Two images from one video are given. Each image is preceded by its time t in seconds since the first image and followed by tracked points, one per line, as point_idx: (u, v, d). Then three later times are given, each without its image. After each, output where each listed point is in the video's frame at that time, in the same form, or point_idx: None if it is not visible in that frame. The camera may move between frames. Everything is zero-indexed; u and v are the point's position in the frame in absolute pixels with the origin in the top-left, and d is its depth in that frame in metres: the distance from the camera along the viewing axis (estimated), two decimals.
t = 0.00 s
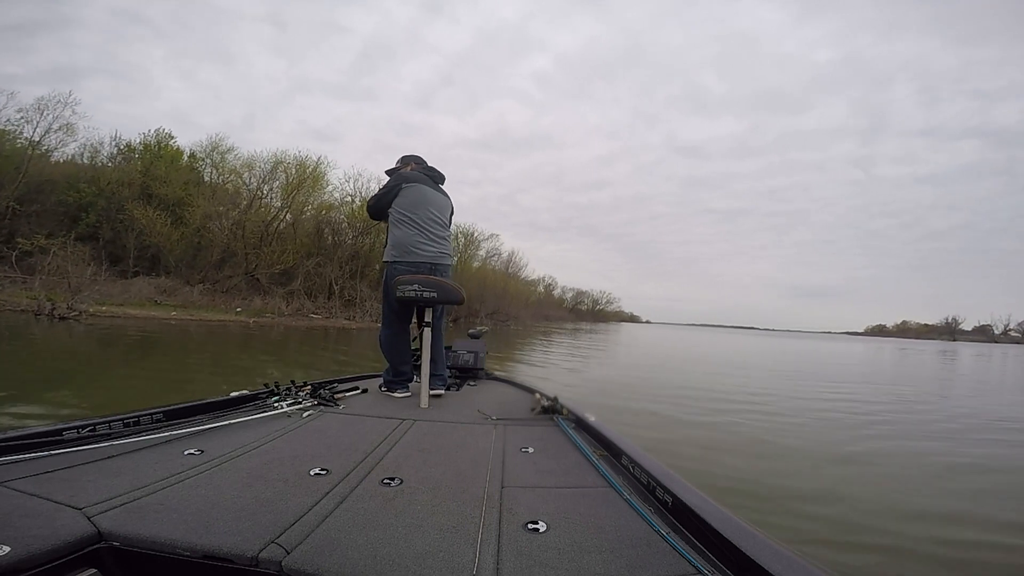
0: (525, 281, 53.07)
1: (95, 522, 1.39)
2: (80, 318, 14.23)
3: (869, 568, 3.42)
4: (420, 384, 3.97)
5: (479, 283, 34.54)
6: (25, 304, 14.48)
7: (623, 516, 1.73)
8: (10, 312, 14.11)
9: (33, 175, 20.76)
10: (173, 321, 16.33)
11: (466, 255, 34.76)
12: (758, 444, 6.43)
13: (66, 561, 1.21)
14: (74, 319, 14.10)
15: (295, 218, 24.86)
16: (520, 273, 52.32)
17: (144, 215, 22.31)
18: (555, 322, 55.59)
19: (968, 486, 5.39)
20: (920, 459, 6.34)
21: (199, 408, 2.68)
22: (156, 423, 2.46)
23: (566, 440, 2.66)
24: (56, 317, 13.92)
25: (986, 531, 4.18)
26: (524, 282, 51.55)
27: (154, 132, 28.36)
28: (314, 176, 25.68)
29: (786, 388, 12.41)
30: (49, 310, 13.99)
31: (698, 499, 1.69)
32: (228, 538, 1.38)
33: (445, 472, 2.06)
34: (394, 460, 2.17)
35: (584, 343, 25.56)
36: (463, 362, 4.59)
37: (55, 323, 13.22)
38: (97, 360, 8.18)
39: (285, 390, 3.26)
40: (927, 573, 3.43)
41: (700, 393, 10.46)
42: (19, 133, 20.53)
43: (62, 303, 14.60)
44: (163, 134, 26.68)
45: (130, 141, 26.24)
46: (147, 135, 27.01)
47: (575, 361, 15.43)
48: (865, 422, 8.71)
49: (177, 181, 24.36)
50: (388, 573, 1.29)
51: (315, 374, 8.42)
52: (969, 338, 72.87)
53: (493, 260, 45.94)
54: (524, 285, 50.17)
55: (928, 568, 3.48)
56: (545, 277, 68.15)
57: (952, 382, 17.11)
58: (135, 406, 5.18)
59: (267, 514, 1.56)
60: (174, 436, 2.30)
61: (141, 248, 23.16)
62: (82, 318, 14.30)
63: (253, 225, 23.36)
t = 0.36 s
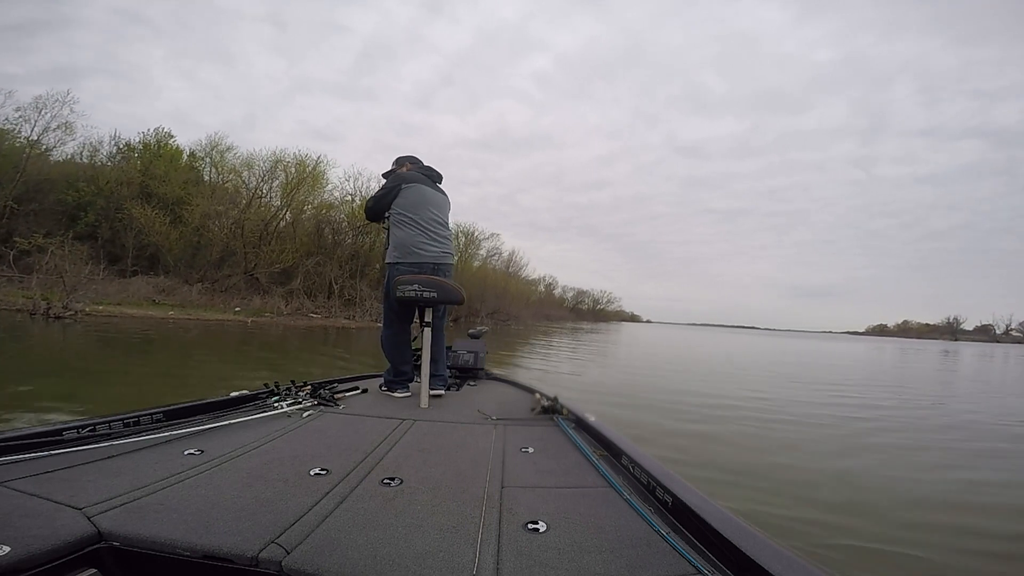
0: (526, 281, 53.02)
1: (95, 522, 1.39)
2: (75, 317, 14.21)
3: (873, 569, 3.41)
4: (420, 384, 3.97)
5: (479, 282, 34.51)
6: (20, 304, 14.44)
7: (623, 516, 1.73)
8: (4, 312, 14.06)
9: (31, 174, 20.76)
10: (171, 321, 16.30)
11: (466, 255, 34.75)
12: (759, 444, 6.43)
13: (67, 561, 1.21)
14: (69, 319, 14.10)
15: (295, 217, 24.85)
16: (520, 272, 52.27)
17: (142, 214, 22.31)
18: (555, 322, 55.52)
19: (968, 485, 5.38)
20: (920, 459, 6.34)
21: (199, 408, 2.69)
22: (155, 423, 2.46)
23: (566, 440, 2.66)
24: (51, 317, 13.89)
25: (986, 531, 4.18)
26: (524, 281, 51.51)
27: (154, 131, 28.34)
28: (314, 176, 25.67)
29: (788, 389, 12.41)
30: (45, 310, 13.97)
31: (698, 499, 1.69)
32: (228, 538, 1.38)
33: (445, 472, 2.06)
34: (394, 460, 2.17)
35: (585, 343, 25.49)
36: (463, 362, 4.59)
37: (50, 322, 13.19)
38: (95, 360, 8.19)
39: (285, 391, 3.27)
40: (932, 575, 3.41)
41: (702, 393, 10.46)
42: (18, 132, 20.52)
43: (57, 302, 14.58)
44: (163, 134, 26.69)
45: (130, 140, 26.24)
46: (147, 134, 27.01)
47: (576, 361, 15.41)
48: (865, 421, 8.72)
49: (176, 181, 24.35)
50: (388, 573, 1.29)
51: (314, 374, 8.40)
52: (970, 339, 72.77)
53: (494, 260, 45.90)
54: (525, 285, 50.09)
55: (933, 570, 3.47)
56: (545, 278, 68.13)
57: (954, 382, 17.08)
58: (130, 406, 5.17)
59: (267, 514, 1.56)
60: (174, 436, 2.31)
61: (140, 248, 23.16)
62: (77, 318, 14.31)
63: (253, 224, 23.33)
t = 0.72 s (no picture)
0: (526, 280, 53.01)
1: (95, 522, 1.39)
2: (71, 318, 14.22)
3: (876, 570, 3.40)
4: (420, 384, 3.97)
5: (480, 282, 34.49)
6: (17, 305, 14.45)
7: (623, 516, 1.73)
8: None
9: (30, 175, 20.80)
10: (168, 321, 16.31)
11: (466, 255, 34.77)
12: (760, 445, 6.43)
13: (66, 561, 1.21)
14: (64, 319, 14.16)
15: (294, 217, 24.84)
16: (521, 272, 52.25)
17: (141, 214, 22.33)
18: (556, 322, 55.48)
19: (968, 485, 5.37)
20: (922, 459, 6.33)
21: (199, 408, 2.69)
22: (156, 423, 2.46)
23: (566, 440, 2.66)
24: (48, 317, 13.92)
25: (987, 531, 4.17)
26: (525, 281, 51.51)
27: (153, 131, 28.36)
28: (314, 175, 25.67)
29: (789, 388, 12.39)
30: (41, 311, 14.00)
31: (697, 499, 1.69)
32: (228, 538, 1.38)
33: (445, 472, 2.07)
34: (394, 460, 2.17)
35: (586, 343, 25.46)
36: (463, 362, 4.59)
37: (46, 323, 13.19)
38: (94, 360, 8.23)
39: (285, 390, 3.27)
40: None
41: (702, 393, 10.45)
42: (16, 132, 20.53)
43: (53, 303, 14.64)
44: (162, 133, 26.72)
45: (129, 140, 26.28)
46: (146, 134, 27.03)
47: (576, 361, 15.42)
48: (867, 421, 8.69)
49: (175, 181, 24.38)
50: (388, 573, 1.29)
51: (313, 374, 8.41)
52: (972, 339, 72.62)
53: (494, 260, 45.88)
54: (525, 285, 50.06)
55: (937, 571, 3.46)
56: (546, 278, 68.09)
57: (956, 382, 17.02)
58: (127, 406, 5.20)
59: (267, 514, 1.56)
60: (174, 436, 2.31)
61: (139, 248, 23.20)
62: (73, 318, 14.33)
63: (252, 224, 23.33)
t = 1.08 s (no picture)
0: (527, 280, 53.00)
1: (95, 522, 1.39)
2: (67, 318, 14.19)
3: (878, 571, 3.40)
4: (420, 384, 3.97)
5: (480, 282, 34.47)
6: (13, 305, 14.41)
7: (623, 516, 1.73)
8: None
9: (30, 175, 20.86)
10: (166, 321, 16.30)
11: (466, 255, 34.79)
12: (761, 445, 6.43)
13: (66, 561, 1.21)
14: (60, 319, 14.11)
15: (294, 217, 24.85)
16: (522, 272, 52.25)
17: (140, 214, 22.37)
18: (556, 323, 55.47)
19: (968, 486, 5.37)
20: (922, 460, 6.33)
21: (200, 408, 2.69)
22: (156, 423, 2.46)
23: (567, 440, 2.66)
24: (43, 317, 13.90)
25: (986, 532, 4.17)
26: (526, 281, 51.51)
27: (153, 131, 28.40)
28: (314, 175, 25.68)
29: (789, 389, 12.39)
30: (36, 311, 13.98)
31: (698, 499, 1.68)
32: (227, 538, 1.38)
33: (445, 472, 2.06)
34: (394, 460, 2.17)
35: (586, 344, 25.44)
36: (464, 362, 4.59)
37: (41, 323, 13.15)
38: (92, 360, 8.27)
39: (285, 391, 3.27)
40: None
41: (703, 394, 10.44)
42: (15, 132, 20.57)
43: (48, 303, 14.60)
44: (162, 133, 26.76)
45: (130, 140, 26.33)
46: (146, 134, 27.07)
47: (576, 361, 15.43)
48: (868, 422, 8.69)
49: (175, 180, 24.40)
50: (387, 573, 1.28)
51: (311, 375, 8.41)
52: (973, 339, 72.51)
53: (495, 260, 45.86)
54: (526, 285, 50.05)
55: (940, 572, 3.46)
56: (546, 278, 68.11)
57: (957, 382, 17.00)
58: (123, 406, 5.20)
59: (267, 514, 1.56)
60: (174, 436, 2.31)
61: (138, 248, 23.24)
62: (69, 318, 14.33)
63: (251, 224, 23.32)
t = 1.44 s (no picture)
0: (528, 280, 52.95)
1: (94, 522, 1.39)
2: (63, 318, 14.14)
3: (877, 570, 3.40)
4: (420, 384, 3.97)
5: (481, 282, 34.43)
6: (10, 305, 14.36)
7: (623, 516, 1.73)
8: None
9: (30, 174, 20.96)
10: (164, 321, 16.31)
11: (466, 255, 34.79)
12: (762, 445, 6.42)
13: (66, 561, 1.21)
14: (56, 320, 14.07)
15: (294, 216, 24.86)
16: (523, 272, 52.21)
17: (139, 214, 22.41)
18: (557, 323, 55.43)
19: (970, 486, 5.36)
20: (925, 460, 6.31)
21: (200, 408, 2.69)
22: (156, 422, 2.46)
23: (567, 440, 2.66)
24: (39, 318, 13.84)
25: (988, 532, 4.16)
26: (527, 281, 51.46)
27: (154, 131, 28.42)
28: (314, 175, 25.68)
29: (790, 389, 12.35)
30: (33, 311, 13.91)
31: (699, 500, 1.68)
32: (226, 538, 1.38)
33: (445, 472, 2.06)
34: (395, 460, 2.17)
35: (587, 344, 25.41)
36: (464, 362, 4.59)
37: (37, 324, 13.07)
38: (91, 360, 8.33)
39: (285, 390, 3.27)
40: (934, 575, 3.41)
41: (704, 394, 10.41)
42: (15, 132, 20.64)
43: (44, 302, 14.54)
44: (162, 133, 26.79)
45: (130, 140, 26.37)
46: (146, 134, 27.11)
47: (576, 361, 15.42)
48: (868, 422, 8.66)
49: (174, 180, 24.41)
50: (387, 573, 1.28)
51: (310, 375, 8.42)
52: (976, 339, 72.26)
53: (496, 260, 45.80)
54: (527, 285, 50.00)
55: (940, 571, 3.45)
56: (547, 278, 68.05)
57: (959, 383, 16.93)
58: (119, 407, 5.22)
59: (266, 514, 1.56)
60: (174, 436, 2.31)
61: (137, 248, 23.30)
62: (66, 319, 14.30)
63: (251, 224, 23.35)
